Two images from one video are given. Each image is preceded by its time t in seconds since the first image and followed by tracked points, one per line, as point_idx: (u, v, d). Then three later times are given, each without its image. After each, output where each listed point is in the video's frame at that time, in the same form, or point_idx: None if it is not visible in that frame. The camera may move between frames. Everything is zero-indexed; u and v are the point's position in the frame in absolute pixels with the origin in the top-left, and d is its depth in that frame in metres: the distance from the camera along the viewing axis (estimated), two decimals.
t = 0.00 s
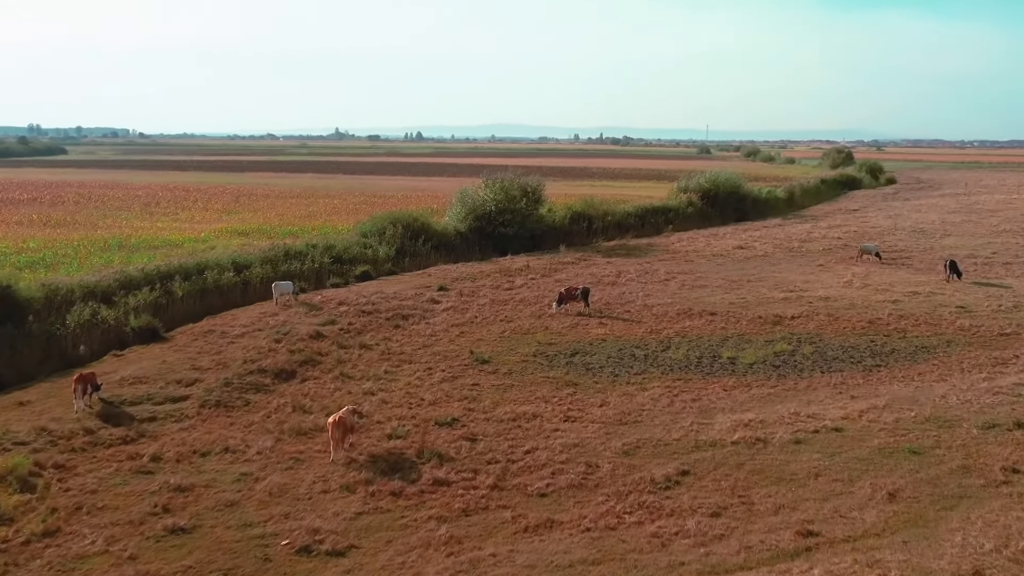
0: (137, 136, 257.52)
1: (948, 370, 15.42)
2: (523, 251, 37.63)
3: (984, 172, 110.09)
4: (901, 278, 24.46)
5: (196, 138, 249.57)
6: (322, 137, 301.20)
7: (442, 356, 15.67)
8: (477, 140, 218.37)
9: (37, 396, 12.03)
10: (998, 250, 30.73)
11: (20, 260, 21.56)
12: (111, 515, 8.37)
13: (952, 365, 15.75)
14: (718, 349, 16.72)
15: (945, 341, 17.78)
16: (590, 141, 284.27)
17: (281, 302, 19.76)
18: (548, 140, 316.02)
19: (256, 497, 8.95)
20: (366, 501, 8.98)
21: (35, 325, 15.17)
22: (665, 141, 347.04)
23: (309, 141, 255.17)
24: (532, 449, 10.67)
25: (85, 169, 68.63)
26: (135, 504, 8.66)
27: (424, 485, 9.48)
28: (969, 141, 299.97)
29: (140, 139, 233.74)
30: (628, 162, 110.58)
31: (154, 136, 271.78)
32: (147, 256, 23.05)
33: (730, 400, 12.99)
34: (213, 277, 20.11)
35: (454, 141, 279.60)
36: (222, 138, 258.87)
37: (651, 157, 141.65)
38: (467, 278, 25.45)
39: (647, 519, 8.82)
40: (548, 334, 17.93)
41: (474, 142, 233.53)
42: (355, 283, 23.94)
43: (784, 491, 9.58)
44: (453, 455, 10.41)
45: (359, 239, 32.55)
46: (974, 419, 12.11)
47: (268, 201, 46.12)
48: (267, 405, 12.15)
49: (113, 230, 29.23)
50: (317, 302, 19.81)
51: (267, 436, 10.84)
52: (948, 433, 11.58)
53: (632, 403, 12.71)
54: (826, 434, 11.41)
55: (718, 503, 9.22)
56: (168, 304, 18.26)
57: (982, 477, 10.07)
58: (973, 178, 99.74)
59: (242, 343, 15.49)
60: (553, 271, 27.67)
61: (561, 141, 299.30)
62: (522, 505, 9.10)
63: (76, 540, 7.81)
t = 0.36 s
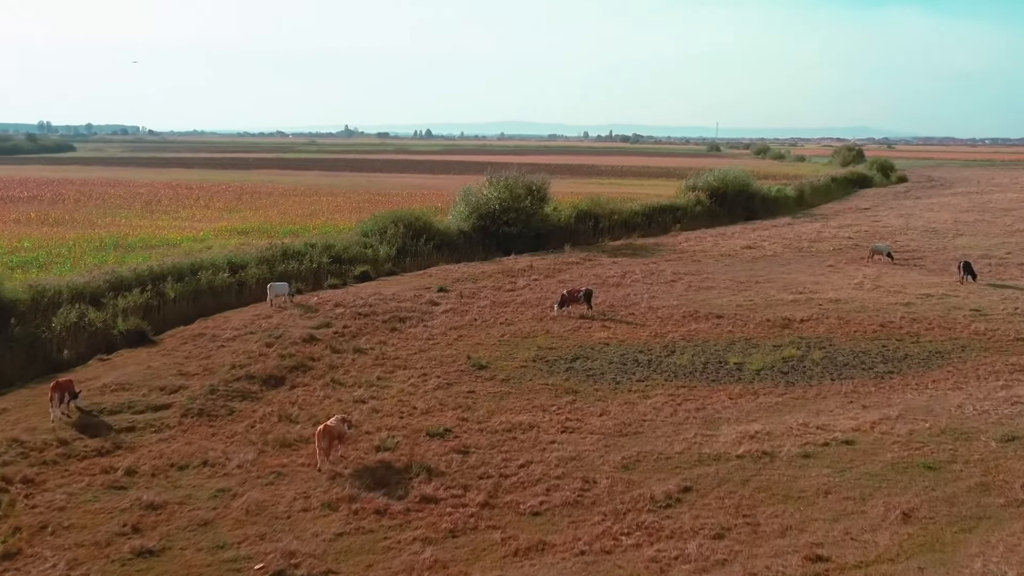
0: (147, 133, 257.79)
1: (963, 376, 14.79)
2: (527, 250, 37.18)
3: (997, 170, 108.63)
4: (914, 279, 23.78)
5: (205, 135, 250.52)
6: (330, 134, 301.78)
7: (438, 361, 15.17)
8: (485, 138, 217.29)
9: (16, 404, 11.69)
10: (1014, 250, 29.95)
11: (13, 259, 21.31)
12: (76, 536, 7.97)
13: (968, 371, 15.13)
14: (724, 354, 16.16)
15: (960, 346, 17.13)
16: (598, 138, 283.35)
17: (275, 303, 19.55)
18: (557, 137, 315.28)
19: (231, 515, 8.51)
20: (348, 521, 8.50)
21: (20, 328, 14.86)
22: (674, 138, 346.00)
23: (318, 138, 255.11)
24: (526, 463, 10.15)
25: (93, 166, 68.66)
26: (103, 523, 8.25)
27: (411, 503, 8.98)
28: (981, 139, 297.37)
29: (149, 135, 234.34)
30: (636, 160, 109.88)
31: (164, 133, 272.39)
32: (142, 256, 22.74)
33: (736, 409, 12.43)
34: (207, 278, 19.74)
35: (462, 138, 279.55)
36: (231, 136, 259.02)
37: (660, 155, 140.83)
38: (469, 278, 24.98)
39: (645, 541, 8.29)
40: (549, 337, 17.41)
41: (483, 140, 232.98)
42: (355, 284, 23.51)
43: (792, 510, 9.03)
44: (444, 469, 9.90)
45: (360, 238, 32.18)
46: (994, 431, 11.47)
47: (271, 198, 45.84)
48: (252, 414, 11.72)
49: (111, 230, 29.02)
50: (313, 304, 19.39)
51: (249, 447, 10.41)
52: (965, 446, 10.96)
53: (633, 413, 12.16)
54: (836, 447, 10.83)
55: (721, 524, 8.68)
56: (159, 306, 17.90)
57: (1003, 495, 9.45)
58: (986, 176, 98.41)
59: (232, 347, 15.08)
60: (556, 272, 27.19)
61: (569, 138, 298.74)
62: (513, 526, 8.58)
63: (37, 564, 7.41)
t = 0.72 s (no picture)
0: (154, 130, 258.36)
1: (981, 384, 14.11)
2: (529, 249, 36.65)
3: (1009, 167, 107.20)
4: (927, 280, 23.05)
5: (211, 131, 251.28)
6: (336, 130, 301.74)
7: (432, 366, 14.59)
8: (491, 135, 217.00)
9: None
10: None
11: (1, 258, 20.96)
12: (34, 562, 7.49)
13: (985, 379, 14.44)
14: (730, 359, 15.53)
15: (976, 351, 16.43)
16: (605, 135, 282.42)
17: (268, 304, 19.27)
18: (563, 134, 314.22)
19: (202, 538, 7.99)
20: (325, 545, 7.94)
21: None
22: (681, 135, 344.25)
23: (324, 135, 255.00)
24: (520, 480, 9.56)
25: (96, 163, 68.55)
26: (64, 546, 7.77)
27: (394, 524, 8.41)
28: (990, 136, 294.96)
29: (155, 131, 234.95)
30: (643, 157, 109.11)
31: (171, 129, 272.82)
32: (133, 256, 22.34)
33: (742, 420, 11.81)
34: (197, 279, 19.31)
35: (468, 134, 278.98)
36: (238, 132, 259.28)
37: (667, 152, 139.79)
38: (468, 278, 24.43)
39: (645, 570, 7.69)
40: (549, 341, 16.82)
41: (489, 136, 232.05)
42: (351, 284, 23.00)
43: (802, 534, 8.42)
44: (431, 487, 9.32)
45: (360, 236, 31.70)
46: (1017, 446, 10.79)
47: (272, 196, 45.45)
48: (233, 425, 11.23)
49: (105, 229, 28.66)
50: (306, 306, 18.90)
51: (228, 461, 9.90)
52: (986, 462, 10.28)
53: (634, 424, 11.55)
54: (849, 462, 10.19)
55: (726, 549, 8.09)
56: (146, 308, 17.48)
57: None
58: (997, 173, 97.07)
59: (219, 352, 14.60)
60: (559, 271, 26.62)
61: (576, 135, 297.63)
62: (503, 551, 8.00)
63: None
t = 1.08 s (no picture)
0: (158, 126, 258.22)
1: (1003, 393, 13.41)
2: (532, 247, 36.11)
3: (1019, 163, 105.94)
4: (942, 280, 22.32)
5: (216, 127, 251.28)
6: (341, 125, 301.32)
7: (428, 373, 14.00)
8: (497, 133, 216.00)
9: None
10: None
11: None
12: None
13: (1008, 387, 13.74)
14: (738, 365, 14.90)
15: (996, 357, 15.72)
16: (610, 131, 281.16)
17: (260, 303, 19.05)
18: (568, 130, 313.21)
19: (171, 565, 7.45)
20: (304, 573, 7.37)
21: None
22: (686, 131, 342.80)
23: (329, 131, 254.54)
24: (516, 501, 8.95)
25: (98, 159, 68.33)
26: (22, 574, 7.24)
27: (379, 550, 7.83)
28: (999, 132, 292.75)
29: (160, 127, 234.97)
30: (649, 153, 108.26)
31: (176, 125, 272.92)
32: (125, 256, 21.92)
33: (753, 433, 11.17)
34: (188, 281, 18.87)
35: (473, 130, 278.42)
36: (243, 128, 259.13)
37: (673, 148, 138.87)
38: (469, 279, 23.86)
39: None
40: (550, 346, 16.22)
41: (495, 132, 231.23)
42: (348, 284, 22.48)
43: (819, 562, 7.78)
44: (421, 507, 8.73)
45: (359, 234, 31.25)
46: None
47: (273, 193, 45.06)
48: (215, 437, 10.70)
49: (98, 228, 28.33)
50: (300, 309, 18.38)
51: (206, 479, 9.38)
52: (1015, 480, 9.57)
53: (638, 437, 10.93)
54: (868, 480, 9.53)
55: None
56: (135, 309, 17.13)
57: None
58: (1008, 170, 95.84)
59: (206, 359, 14.10)
60: (562, 271, 26.04)
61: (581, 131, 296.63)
62: None
63: None
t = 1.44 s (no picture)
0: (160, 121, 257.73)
1: None
2: (535, 245, 35.60)
3: None
4: (958, 280, 21.58)
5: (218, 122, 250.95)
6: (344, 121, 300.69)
7: (425, 381, 13.39)
8: (500, 129, 215.02)
9: None
10: None
11: None
12: None
13: None
14: (749, 371, 14.24)
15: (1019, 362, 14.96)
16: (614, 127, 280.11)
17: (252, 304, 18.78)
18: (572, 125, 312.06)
19: None
20: None
21: None
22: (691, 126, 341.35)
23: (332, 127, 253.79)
24: (515, 524, 8.32)
25: (97, 156, 68.04)
26: None
27: None
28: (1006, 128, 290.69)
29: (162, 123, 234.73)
30: (654, 148, 107.39)
31: (179, 120, 272.86)
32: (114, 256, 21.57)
33: (768, 446, 10.51)
34: (177, 281, 18.50)
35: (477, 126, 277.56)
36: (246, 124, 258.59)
37: (676, 143, 138.56)
38: (469, 281, 23.30)
39: None
40: (552, 351, 15.61)
41: (499, 128, 230.11)
42: (345, 286, 21.97)
43: None
44: (412, 532, 8.12)
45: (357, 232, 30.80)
46: None
47: (272, 190, 44.65)
48: (196, 451, 10.15)
49: (90, 226, 28.00)
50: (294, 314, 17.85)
51: (183, 499, 8.81)
52: None
53: (645, 452, 10.28)
54: (893, 501, 8.84)
55: None
56: (122, 311, 16.84)
57: None
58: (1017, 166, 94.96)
59: (193, 366, 13.57)
60: (564, 270, 25.45)
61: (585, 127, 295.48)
62: None
63: None
